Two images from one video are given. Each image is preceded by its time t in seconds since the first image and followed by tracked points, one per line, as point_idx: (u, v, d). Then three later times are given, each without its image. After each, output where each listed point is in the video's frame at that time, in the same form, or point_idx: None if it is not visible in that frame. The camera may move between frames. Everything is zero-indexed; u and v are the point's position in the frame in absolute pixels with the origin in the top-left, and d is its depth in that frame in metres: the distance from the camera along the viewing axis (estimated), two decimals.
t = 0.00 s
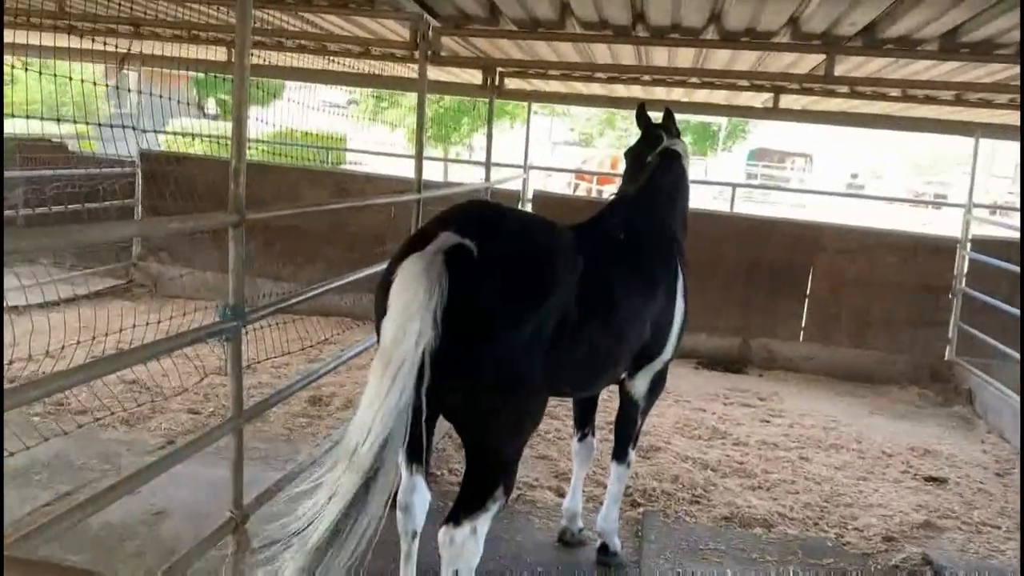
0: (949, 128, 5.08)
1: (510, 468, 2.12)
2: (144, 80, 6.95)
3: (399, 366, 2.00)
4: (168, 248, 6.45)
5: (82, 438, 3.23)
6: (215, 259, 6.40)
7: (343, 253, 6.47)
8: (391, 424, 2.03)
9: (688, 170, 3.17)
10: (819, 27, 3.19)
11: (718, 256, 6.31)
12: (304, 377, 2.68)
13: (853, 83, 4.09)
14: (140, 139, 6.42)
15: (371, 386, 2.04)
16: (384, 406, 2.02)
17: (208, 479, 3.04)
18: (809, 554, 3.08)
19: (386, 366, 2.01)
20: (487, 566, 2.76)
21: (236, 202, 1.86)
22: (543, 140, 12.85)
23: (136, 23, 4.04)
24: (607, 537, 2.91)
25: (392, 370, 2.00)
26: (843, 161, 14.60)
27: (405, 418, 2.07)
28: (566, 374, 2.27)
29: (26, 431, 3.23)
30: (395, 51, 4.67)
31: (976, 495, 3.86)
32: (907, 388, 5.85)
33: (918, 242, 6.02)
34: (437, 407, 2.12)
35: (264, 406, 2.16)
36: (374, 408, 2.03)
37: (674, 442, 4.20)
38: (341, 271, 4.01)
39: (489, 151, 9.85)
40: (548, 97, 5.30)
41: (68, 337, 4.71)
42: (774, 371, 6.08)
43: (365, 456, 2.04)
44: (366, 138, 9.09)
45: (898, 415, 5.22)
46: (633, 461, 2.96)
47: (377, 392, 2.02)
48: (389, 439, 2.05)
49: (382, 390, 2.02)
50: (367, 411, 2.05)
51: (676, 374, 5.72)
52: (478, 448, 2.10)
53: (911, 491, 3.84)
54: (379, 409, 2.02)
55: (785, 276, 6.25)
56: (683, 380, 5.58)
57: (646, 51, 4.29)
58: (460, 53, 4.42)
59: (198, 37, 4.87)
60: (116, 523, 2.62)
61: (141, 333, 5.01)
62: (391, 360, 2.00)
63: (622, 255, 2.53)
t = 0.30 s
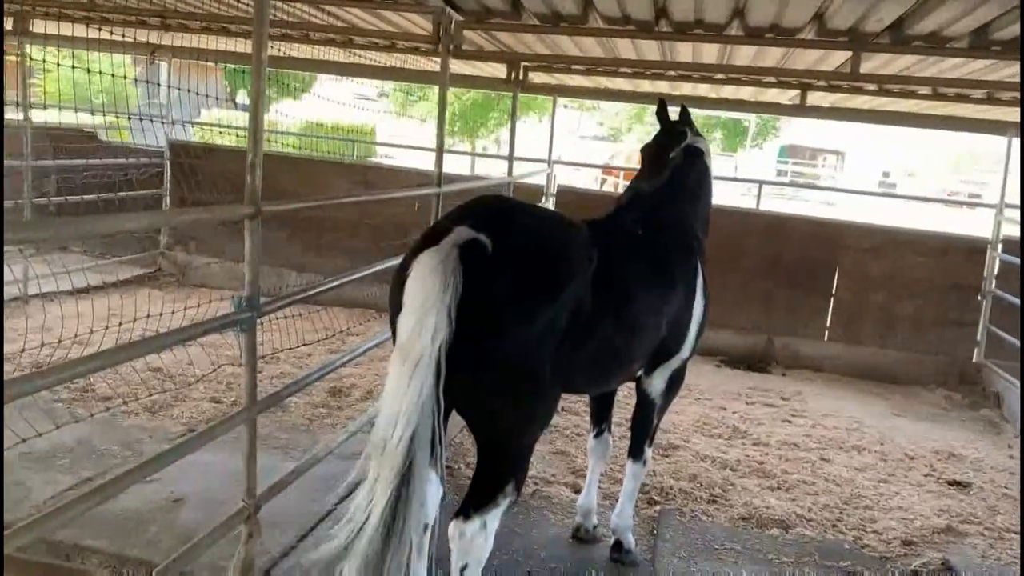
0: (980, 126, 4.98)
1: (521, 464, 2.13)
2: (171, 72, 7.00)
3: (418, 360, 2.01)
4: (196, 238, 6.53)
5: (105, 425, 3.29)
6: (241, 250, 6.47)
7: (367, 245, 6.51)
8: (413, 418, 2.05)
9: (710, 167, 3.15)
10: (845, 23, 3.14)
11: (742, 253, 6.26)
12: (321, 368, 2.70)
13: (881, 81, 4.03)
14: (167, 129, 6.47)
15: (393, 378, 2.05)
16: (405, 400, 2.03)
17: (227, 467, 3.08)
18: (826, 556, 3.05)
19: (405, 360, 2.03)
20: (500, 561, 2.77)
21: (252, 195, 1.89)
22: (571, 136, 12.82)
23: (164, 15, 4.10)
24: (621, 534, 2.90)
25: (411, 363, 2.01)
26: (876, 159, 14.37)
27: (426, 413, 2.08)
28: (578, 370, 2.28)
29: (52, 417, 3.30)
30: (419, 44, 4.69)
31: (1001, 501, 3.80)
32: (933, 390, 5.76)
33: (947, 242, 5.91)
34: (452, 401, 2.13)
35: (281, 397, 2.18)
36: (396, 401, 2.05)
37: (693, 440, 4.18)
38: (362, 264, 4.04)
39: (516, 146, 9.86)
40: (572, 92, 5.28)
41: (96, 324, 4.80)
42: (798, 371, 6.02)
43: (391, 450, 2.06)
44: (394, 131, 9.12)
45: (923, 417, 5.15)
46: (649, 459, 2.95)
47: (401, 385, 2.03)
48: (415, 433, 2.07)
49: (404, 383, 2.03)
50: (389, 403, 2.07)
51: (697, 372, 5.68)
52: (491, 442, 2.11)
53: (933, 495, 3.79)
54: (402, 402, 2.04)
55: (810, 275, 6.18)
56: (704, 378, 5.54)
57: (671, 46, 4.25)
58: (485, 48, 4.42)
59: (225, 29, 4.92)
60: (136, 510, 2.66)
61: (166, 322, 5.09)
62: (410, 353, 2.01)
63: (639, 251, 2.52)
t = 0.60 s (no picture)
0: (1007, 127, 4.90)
1: (533, 462, 2.13)
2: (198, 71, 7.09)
3: (429, 358, 2.02)
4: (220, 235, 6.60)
5: (126, 418, 3.34)
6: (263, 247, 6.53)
7: (388, 243, 6.54)
8: (424, 417, 2.05)
9: (726, 166, 3.13)
10: (868, 23, 3.11)
11: (764, 255, 6.20)
12: (337, 364, 2.72)
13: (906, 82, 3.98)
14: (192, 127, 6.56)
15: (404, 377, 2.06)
16: (416, 399, 2.04)
17: (244, 462, 3.11)
18: (844, 561, 3.02)
19: (417, 359, 2.03)
20: (514, 560, 2.77)
21: (268, 193, 1.92)
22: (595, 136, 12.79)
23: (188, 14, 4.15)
24: (636, 536, 2.88)
25: (423, 362, 2.02)
26: (905, 162, 14.18)
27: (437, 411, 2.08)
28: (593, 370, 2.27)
29: (75, 410, 3.36)
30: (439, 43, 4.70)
31: None
32: (958, 396, 5.68)
33: (973, 245, 5.82)
34: (465, 400, 2.14)
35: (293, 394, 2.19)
36: (407, 399, 2.06)
37: (712, 442, 4.15)
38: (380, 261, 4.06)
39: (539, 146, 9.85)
40: (592, 92, 5.27)
41: (120, 319, 4.86)
42: (820, 374, 5.96)
43: (405, 447, 2.07)
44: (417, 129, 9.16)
45: (947, 423, 5.07)
46: (665, 461, 2.93)
47: (413, 384, 2.04)
48: (428, 430, 2.08)
49: (416, 381, 2.04)
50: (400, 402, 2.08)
51: (717, 374, 5.65)
52: (503, 441, 2.12)
53: (955, 501, 3.73)
54: (415, 400, 2.05)
55: (833, 277, 6.11)
56: (724, 380, 5.51)
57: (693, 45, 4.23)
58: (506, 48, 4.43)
59: (249, 28, 4.98)
60: (153, 504, 2.69)
61: (188, 317, 5.15)
62: (422, 352, 2.02)
63: (655, 251, 2.51)
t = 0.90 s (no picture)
0: None
1: (546, 459, 2.13)
2: (224, 68, 7.16)
3: (441, 355, 2.04)
4: (242, 230, 6.66)
5: (148, 411, 3.38)
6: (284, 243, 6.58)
7: (408, 240, 6.57)
8: (435, 414, 2.07)
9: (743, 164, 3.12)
10: (890, 19, 3.08)
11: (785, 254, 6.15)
12: (353, 359, 2.73)
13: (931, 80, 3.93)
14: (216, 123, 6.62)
15: (416, 375, 2.08)
16: (427, 396, 2.06)
17: (262, 455, 3.14)
18: (861, 563, 2.99)
19: (429, 356, 2.05)
20: (528, 557, 2.77)
21: (285, 188, 1.94)
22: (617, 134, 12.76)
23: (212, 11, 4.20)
24: (651, 534, 2.87)
25: (434, 359, 2.04)
26: (932, 161, 14.01)
27: (449, 408, 2.10)
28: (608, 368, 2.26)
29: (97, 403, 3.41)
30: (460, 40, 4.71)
31: None
32: (982, 398, 5.60)
33: (999, 246, 5.73)
34: (479, 396, 2.14)
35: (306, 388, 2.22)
36: (418, 396, 2.07)
37: (730, 442, 4.13)
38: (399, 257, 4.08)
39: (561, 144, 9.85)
40: (613, 88, 5.25)
41: (143, 313, 4.92)
42: (840, 375, 5.91)
43: (415, 442, 2.09)
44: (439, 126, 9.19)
45: (969, 424, 5.01)
46: (680, 459, 2.92)
47: (424, 380, 2.06)
48: (438, 427, 2.09)
49: (427, 377, 2.05)
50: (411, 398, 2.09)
51: (736, 373, 5.61)
52: (515, 438, 2.12)
53: (976, 504, 3.68)
54: (425, 397, 2.06)
55: (856, 277, 6.02)
56: (743, 379, 5.47)
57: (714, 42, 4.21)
58: (526, 44, 4.43)
59: (271, 25, 5.02)
60: (172, 496, 2.73)
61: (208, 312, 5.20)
62: (433, 348, 2.04)
63: (671, 250, 2.49)
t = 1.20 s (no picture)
0: None
1: (552, 452, 2.13)
2: (232, 61, 7.17)
3: (449, 350, 2.03)
4: (249, 224, 6.67)
5: (155, 404, 3.40)
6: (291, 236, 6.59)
7: (415, 233, 6.58)
8: (444, 408, 2.06)
9: (750, 157, 3.10)
10: (899, 9, 3.05)
11: (793, 246, 6.12)
12: (359, 351, 2.73)
13: (940, 70, 3.91)
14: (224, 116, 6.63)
15: (425, 369, 2.07)
16: (435, 390, 2.05)
17: (269, 448, 3.15)
18: (868, 556, 2.99)
19: (437, 350, 2.04)
20: (533, 549, 2.77)
21: (289, 179, 1.95)
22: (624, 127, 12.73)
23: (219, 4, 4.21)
24: (656, 526, 2.87)
25: (443, 353, 2.03)
26: (941, 153, 13.93)
27: (458, 402, 2.09)
28: (614, 361, 2.28)
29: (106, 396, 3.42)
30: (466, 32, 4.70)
31: None
32: (991, 391, 5.57)
33: (1009, 239, 5.69)
34: (485, 388, 2.14)
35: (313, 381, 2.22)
36: (427, 390, 2.07)
37: (737, 434, 4.12)
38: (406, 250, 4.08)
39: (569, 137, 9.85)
40: (620, 80, 5.23)
41: (152, 305, 4.94)
42: (848, 368, 5.89)
43: (425, 435, 2.09)
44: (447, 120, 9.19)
45: (978, 417, 4.99)
46: (687, 451, 2.91)
47: (433, 374, 2.05)
48: (446, 421, 2.08)
49: (436, 370, 2.05)
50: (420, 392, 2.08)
51: (743, 366, 5.60)
52: (521, 431, 2.12)
53: (984, 497, 3.67)
54: (434, 390, 2.06)
55: (865, 270, 5.99)
56: (751, 372, 5.46)
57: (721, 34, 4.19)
58: (533, 36, 4.42)
59: (277, 18, 5.02)
60: (179, 488, 2.74)
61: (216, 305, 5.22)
62: (442, 342, 2.03)
63: (678, 244, 2.48)
